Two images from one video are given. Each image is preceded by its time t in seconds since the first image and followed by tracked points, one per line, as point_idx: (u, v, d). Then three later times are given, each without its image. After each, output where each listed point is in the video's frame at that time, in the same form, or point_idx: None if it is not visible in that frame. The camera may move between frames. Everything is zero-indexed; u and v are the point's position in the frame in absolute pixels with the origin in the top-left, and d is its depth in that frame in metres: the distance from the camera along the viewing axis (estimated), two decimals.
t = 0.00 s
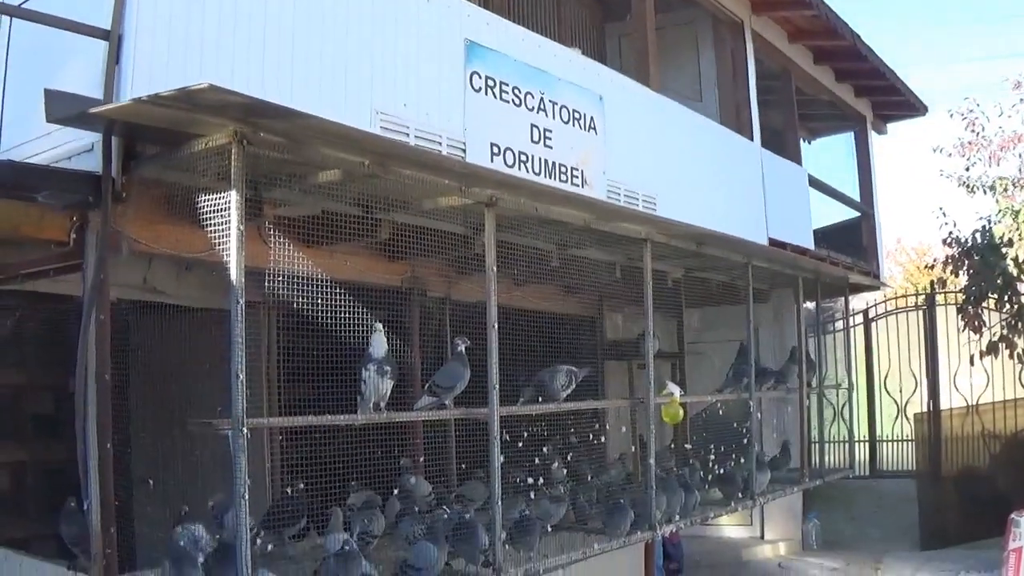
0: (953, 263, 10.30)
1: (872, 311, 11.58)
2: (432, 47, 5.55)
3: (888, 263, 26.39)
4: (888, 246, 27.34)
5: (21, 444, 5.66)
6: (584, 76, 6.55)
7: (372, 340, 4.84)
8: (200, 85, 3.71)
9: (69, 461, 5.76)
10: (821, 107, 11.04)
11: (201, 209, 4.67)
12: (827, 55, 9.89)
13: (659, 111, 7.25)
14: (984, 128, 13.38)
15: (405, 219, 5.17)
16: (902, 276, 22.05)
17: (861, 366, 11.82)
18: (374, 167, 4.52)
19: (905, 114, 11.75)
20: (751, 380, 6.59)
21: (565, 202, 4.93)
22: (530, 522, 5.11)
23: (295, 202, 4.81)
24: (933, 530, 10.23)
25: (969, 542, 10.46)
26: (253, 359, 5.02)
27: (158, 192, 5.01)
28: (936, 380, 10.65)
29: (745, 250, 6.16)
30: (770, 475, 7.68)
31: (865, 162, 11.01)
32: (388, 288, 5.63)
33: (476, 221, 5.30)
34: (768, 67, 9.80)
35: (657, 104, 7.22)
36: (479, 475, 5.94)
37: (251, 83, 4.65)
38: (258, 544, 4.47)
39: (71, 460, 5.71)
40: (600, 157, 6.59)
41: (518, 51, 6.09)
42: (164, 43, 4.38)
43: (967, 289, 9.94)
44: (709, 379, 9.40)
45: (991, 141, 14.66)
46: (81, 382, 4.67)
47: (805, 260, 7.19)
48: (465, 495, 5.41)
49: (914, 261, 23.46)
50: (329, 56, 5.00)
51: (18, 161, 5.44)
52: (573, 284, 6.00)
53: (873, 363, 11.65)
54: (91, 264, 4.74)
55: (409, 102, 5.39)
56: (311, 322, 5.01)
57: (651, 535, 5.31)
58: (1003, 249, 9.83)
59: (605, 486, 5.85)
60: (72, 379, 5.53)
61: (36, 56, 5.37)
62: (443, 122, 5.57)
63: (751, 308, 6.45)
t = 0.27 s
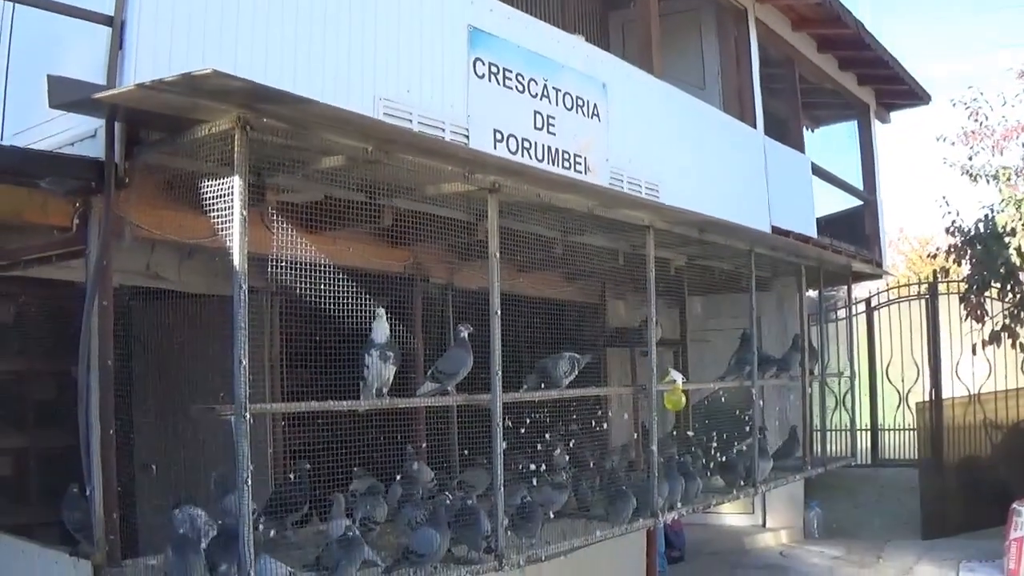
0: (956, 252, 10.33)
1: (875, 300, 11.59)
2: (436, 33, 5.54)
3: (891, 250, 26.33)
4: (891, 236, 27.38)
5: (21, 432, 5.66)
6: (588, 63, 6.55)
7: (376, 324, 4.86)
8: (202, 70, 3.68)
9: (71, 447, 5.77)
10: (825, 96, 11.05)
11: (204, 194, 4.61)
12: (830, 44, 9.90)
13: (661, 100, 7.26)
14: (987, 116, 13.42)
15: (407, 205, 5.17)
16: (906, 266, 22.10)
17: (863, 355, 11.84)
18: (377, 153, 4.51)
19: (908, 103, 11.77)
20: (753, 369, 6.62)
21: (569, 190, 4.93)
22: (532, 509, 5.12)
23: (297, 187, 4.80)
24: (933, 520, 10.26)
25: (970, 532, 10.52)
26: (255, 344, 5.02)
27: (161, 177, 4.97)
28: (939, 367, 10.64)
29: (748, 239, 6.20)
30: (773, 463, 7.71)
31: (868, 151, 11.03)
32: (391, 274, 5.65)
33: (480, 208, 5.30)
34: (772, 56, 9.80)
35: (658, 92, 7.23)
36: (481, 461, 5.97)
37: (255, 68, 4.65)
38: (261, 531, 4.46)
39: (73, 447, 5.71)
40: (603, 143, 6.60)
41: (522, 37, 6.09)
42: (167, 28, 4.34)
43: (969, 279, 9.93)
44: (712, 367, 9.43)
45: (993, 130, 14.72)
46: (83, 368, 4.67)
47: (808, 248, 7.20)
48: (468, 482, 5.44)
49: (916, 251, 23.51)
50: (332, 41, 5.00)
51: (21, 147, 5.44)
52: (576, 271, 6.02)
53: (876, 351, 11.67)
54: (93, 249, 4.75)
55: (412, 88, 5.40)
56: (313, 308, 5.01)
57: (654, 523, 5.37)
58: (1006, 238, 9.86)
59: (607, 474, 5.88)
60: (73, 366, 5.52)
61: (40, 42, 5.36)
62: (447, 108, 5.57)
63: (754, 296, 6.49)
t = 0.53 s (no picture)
0: (960, 242, 10.41)
1: (878, 290, 11.61)
2: (440, 20, 5.53)
3: (894, 242, 26.41)
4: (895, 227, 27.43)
5: (26, 419, 5.67)
6: (592, 51, 6.55)
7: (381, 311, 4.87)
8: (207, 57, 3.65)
9: (75, 435, 5.79)
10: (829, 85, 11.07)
11: (208, 181, 4.56)
12: (834, 32, 9.90)
13: (665, 89, 7.26)
14: (991, 105, 13.44)
15: (411, 192, 5.16)
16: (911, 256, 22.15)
17: (867, 345, 11.87)
18: (381, 140, 4.50)
19: (912, 92, 11.79)
20: (757, 357, 6.66)
21: (574, 178, 4.94)
22: (535, 497, 5.14)
23: (301, 174, 4.78)
24: (936, 511, 10.31)
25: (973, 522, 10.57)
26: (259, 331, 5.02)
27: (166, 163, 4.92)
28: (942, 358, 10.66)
29: (752, 227, 6.25)
30: (776, 452, 7.74)
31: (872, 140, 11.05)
32: (395, 262, 5.67)
33: (484, 196, 5.30)
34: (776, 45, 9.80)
35: (662, 81, 7.23)
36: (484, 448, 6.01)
37: (259, 55, 4.64)
38: (264, 517, 4.40)
39: (78, 434, 5.73)
40: (607, 131, 6.59)
41: (526, 25, 6.07)
42: (172, 14, 4.33)
43: (972, 269, 9.96)
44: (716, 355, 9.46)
45: (998, 120, 14.74)
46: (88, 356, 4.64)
47: (812, 237, 7.22)
48: (471, 469, 5.47)
49: (920, 241, 23.57)
50: (336, 27, 4.98)
51: (25, 135, 5.45)
52: (580, 260, 6.03)
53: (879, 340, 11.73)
54: (98, 235, 4.70)
55: (416, 75, 5.39)
56: (317, 295, 4.99)
57: (657, 511, 5.37)
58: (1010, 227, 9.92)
59: (610, 462, 5.91)
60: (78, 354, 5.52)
61: (44, 28, 5.35)
62: (451, 96, 5.57)
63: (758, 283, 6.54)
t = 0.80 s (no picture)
0: (964, 234, 10.48)
1: (881, 282, 11.63)
2: (444, 10, 5.53)
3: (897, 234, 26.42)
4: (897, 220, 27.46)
5: (29, 410, 5.68)
6: (595, 41, 6.55)
7: (384, 301, 4.88)
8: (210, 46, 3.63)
9: (78, 425, 5.79)
10: (832, 77, 11.08)
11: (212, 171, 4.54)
12: (838, 24, 9.90)
13: (668, 80, 7.26)
14: (995, 97, 13.45)
15: (415, 182, 5.16)
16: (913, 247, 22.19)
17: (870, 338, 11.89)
18: (384, 130, 4.49)
19: (915, 84, 11.80)
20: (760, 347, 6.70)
21: (577, 168, 4.95)
22: (537, 487, 5.15)
23: (305, 165, 4.77)
24: (938, 504, 10.34)
25: (976, 514, 10.61)
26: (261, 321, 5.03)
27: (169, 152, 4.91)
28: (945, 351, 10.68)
29: (754, 217, 6.32)
30: (778, 443, 7.77)
31: (875, 132, 11.06)
32: (399, 251, 5.68)
33: (487, 186, 5.30)
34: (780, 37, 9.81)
35: (665, 72, 7.23)
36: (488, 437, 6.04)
37: (263, 44, 4.62)
38: (266, 506, 4.36)
39: (82, 425, 5.74)
40: (611, 121, 6.60)
41: (530, 15, 6.07)
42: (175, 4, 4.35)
43: (976, 261, 10.07)
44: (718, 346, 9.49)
45: (1001, 111, 14.75)
46: (91, 342, 4.60)
47: (815, 227, 7.25)
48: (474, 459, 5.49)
49: (922, 232, 23.62)
50: (340, 16, 4.97)
51: (29, 124, 5.46)
52: (583, 251, 6.04)
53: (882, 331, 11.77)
54: (101, 224, 4.69)
55: (420, 65, 5.39)
56: (320, 285, 5.00)
57: (659, 502, 5.38)
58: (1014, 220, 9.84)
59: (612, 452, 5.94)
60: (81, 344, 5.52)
61: (48, 16, 5.36)
62: (454, 86, 5.57)
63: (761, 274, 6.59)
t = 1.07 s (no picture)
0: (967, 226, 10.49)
1: (885, 273, 11.63)
2: None
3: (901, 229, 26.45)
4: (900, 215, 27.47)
5: (32, 399, 5.68)
6: (601, 31, 6.56)
7: (388, 290, 4.89)
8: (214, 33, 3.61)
9: (81, 415, 5.79)
10: (837, 69, 11.09)
11: (215, 159, 4.52)
12: (843, 15, 9.89)
13: (671, 72, 7.26)
14: (999, 89, 13.44)
15: (418, 171, 5.16)
16: (917, 240, 22.19)
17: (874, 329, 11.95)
18: (388, 119, 4.47)
19: (920, 76, 11.80)
20: (763, 338, 6.71)
21: (581, 158, 4.95)
22: (539, 477, 5.16)
23: (309, 153, 4.77)
24: (941, 497, 10.35)
25: (979, 506, 10.62)
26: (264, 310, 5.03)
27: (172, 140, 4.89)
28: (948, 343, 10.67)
29: (758, 208, 6.29)
30: (782, 434, 7.78)
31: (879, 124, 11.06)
32: (403, 241, 5.69)
33: (491, 175, 5.29)
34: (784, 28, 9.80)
35: (668, 63, 7.22)
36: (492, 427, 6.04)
37: (267, 33, 4.55)
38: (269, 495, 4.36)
39: (84, 414, 5.73)
40: (615, 111, 6.59)
41: (534, 4, 6.06)
42: None
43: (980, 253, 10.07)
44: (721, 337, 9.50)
45: (1006, 104, 14.75)
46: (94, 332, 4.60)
47: (818, 219, 7.25)
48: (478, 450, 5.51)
49: (926, 225, 23.64)
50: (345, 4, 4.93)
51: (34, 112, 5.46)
52: (585, 241, 6.04)
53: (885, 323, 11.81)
54: (105, 213, 4.67)
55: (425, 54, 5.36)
56: (323, 273, 5.01)
57: (661, 492, 5.37)
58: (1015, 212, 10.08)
59: (615, 442, 5.95)
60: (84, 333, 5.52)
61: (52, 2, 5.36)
62: (459, 75, 5.55)
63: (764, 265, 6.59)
